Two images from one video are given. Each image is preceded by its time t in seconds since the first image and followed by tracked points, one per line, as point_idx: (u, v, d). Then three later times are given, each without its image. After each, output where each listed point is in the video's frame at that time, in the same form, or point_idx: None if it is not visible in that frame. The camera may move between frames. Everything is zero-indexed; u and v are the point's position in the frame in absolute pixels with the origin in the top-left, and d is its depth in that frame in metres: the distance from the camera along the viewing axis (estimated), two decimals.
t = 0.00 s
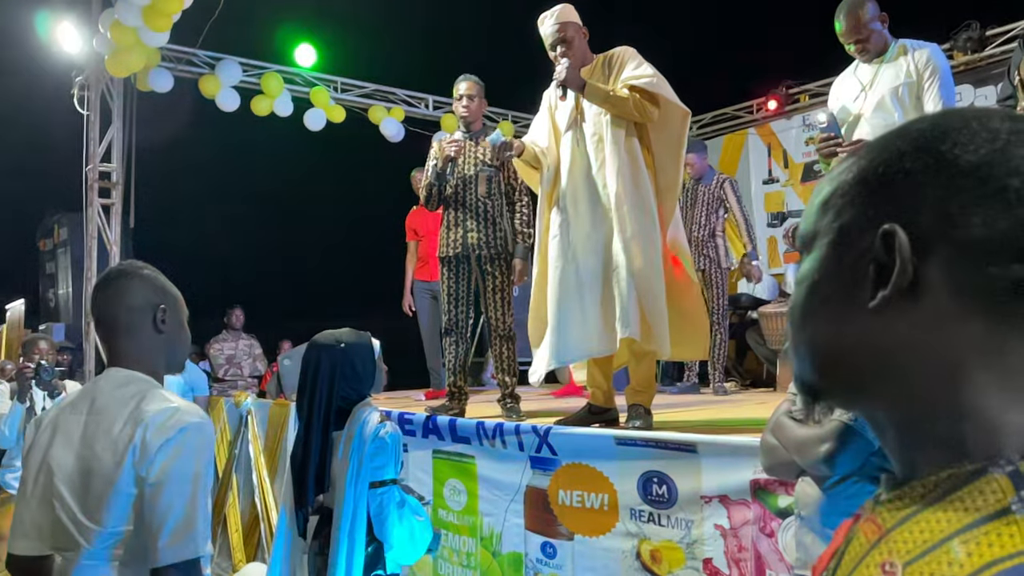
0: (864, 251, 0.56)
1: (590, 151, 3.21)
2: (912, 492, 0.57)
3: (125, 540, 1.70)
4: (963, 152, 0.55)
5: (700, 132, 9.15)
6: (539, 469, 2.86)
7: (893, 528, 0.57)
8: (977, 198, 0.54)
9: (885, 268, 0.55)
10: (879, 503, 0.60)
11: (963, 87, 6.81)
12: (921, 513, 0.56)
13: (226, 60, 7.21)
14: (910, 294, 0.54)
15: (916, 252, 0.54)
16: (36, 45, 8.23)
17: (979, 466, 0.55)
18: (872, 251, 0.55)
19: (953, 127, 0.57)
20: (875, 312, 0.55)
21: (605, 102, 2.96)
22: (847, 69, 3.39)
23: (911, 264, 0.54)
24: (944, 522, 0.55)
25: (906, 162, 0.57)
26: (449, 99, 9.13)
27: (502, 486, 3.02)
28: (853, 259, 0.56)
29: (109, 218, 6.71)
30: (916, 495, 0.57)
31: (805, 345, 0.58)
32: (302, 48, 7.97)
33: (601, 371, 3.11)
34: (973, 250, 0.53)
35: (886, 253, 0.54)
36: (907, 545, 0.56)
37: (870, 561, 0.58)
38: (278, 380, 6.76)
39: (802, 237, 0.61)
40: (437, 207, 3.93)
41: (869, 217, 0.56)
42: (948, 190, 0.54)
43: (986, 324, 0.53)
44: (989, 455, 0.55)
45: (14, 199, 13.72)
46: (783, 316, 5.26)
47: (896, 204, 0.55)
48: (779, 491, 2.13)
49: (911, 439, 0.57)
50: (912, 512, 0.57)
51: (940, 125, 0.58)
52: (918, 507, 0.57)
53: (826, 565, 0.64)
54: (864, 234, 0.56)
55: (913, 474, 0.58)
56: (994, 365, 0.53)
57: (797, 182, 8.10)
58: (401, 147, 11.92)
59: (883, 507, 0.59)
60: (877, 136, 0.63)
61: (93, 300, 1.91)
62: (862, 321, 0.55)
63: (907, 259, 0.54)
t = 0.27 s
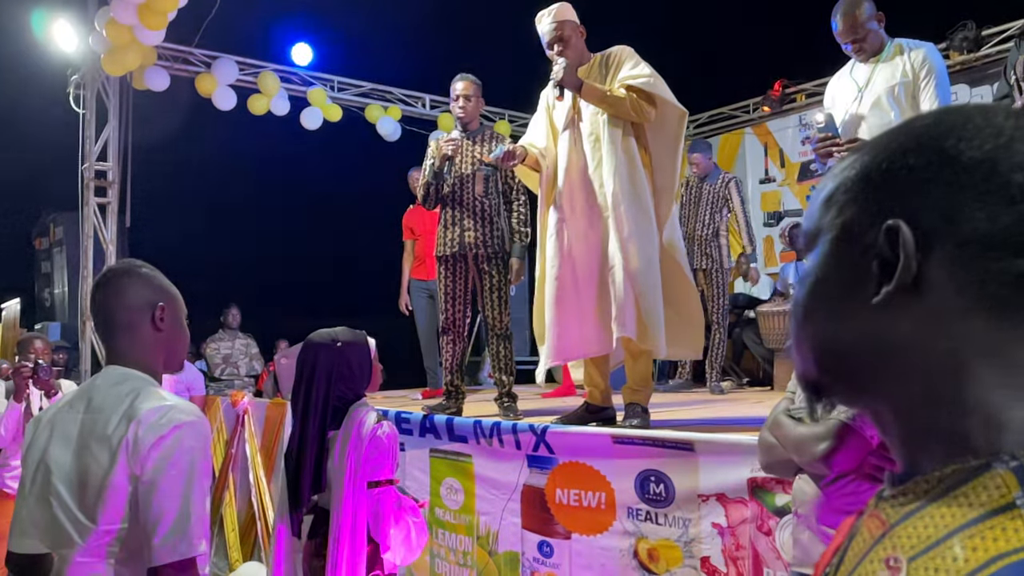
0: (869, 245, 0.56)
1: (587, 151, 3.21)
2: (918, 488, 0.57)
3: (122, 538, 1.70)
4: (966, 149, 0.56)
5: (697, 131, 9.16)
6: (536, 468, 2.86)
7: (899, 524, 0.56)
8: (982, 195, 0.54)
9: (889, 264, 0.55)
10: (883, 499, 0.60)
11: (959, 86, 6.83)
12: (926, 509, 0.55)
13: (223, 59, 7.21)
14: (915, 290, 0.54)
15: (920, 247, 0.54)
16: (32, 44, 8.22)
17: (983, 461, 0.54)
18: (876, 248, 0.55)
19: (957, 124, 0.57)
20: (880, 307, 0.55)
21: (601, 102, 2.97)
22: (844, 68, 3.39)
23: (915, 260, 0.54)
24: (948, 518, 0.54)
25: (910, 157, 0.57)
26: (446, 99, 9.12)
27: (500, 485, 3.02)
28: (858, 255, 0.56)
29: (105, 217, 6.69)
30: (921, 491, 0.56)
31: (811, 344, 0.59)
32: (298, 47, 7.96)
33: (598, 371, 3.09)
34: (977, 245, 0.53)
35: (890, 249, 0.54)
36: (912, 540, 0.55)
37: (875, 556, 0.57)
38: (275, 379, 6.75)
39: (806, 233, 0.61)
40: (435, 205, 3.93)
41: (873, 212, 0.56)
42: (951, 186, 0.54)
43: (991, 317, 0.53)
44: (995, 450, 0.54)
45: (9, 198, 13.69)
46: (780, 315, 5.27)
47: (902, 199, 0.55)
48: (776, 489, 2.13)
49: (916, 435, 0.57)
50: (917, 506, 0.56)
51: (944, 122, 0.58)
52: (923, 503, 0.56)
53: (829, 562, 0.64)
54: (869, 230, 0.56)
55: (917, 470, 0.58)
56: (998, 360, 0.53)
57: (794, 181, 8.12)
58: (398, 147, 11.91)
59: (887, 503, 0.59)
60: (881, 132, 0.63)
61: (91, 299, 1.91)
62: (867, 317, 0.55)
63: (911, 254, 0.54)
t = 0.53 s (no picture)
0: (873, 244, 0.55)
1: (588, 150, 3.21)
2: (921, 485, 0.57)
3: (121, 535, 1.69)
4: (970, 146, 0.56)
5: (696, 130, 9.17)
6: (535, 466, 2.85)
7: (901, 521, 0.56)
8: (987, 191, 0.54)
9: (894, 262, 0.54)
10: (886, 497, 0.59)
11: (959, 85, 6.83)
12: (929, 506, 0.55)
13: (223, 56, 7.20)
14: (918, 288, 0.54)
15: (925, 246, 0.54)
16: (32, 40, 8.21)
17: (986, 458, 0.54)
18: (880, 247, 0.55)
19: (961, 122, 0.57)
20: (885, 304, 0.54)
21: (603, 100, 2.97)
22: (844, 67, 3.39)
23: (920, 258, 0.54)
24: (951, 515, 0.54)
25: (914, 156, 0.57)
26: (446, 97, 9.12)
27: (498, 483, 3.02)
28: (862, 254, 0.56)
29: (104, 214, 6.69)
30: (924, 488, 0.56)
31: (816, 344, 0.58)
32: (298, 44, 7.95)
33: (597, 369, 3.11)
34: (981, 242, 0.53)
35: (894, 247, 0.54)
36: (915, 536, 0.55)
37: (879, 552, 0.57)
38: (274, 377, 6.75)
39: (809, 232, 0.61)
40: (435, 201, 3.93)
41: (877, 210, 0.56)
42: (956, 182, 0.54)
43: (994, 315, 0.53)
44: (997, 447, 0.54)
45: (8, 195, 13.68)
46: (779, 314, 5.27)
47: (904, 197, 0.55)
48: (776, 488, 2.14)
49: (919, 433, 0.56)
50: (919, 503, 0.56)
51: (946, 120, 0.58)
52: (925, 501, 0.56)
53: (833, 557, 0.64)
54: (871, 227, 0.56)
55: (920, 468, 0.57)
56: (1002, 358, 0.54)
57: (793, 180, 8.12)
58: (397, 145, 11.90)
59: (889, 500, 0.59)
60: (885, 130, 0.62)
61: (91, 295, 1.91)
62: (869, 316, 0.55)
63: (914, 254, 0.54)
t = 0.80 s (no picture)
0: (871, 244, 0.55)
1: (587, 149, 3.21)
2: (918, 485, 0.57)
3: (121, 536, 1.69)
4: (966, 146, 0.56)
5: (694, 131, 9.18)
6: (534, 465, 2.86)
7: (899, 522, 0.56)
8: (983, 192, 0.54)
9: (891, 264, 0.54)
10: (883, 497, 0.60)
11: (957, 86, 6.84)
12: (924, 507, 0.56)
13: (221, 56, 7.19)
14: (915, 289, 0.54)
15: (921, 245, 0.54)
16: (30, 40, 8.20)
17: (982, 458, 0.54)
18: (878, 247, 0.55)
19: (957, 122, 0.57)
20: (883, 305, 0.54)
21: (603, 99, 2.97)
22: (842, 67, 3.39)
23: (916, 260, 0.54)
24: (947, 514, 0.54)
25: (910, 156, 0.57)
26: (444, 97, 9.12)
27: (496, 483, 3.02)
28: (859, 255, 0.56)
29: (101, 213, 6.68)
30: (921, 488, 0.56)
31: (814, 346, 0.58)
32: (296, 44, 7.94)
33: (594, 369, 3.11)
34: (977, 242, 0.53)
35: (891, 247, 0.54)
36: (912, 537, 0.55)
37: (874, 554, 0.57)
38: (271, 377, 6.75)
39: (804, 232, 0.61)
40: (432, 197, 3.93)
41: (874, 209, 0.56)
42: (951, 182, 0.55)
43: (991, 316, 0.53)
44: (993, 447, 0.54)
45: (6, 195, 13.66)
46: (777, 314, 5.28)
47: (902, 197, 0.55)
48: (774, 488, 2.14)
49: (915, 435, 0.56)
50: (915, 503, 0.56)
51: (940, 121, 0.58)
52: (922, 501, 0.56)
53: (828, 558, 0.64)
54: (868, 229, 0.56)
55: (916, 469, 0.57)
56: (1001, 359, 0.53)
57: (791, 181, 8.13)
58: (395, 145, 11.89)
59: (886, 501, 0.59)
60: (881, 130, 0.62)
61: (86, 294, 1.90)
62: (865, 316, 0.55)
63: (912, 255, 0.53)
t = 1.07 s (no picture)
0: (850, 255, 0.57)
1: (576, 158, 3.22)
2: (897, 495, 0.57)
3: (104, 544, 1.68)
4: (945, 158, 0.57)
5: (682, 140, 9.22)
6: (521, 473, 2.85)
7: (878, 530, 0.56)
8: (961, 203, 0.55)
9: (869, 277, 0.56)
10: (862, 507, 0.60)
11: (941, 98, 6.91)
12: (902, 517, 0.56)
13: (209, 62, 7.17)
14: (894, 300, 0.55)
15: (901, 258, 0.55)
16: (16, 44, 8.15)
17: (960, 468, 0.55)
18: (856, 256, 0.56)
19: (935, 134, 0.58)
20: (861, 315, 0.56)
21: (593, 108, 2.98)
22: (829, 77, 3.42)
23: (895, 272, 0.55)
24: (927, 523, 0.54)
25: (887, 168, 0.58)
26: (433, 104, 9.12)
27: (482, 491, 3.01)
28: (837, 266, 0.57)
29: (87, 219, 6.63)
30: (900, 498, 0.57)
31: (796, 354, 0.60)
32: (285, 50, 7.93)
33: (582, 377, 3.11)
34: (953, 254, 0.54)
35: (868, 257, 0.55)
36: (888, 547, 0.55)
37: (853, 563, 0.57)
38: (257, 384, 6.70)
39: (783, 242, 0.62)
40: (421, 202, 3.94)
41: (852, 221, 0.57)
42: (929, 194, 0.56)
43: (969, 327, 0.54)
44: (971, 458, 0.55)
45: None
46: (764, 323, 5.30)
47: (882, 207, 0.56)
48: (760, 496, 2.15)
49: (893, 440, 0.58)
50: (894, 513, 0.56)
51: (920, 132, 0.59)
52: (903, 510, 0.56)
53: (810, 566, 0.64)
54: (847, 239, 0.57)
55: (898, 477, 0.58)
56: (979, 369, 0.55)
57: (778, 190, 8.18)
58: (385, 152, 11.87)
59: (864, 510, 0.59)
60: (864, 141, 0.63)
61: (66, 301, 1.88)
62: (844, 326, 0.57)
63: (892, 266, 0.54)
